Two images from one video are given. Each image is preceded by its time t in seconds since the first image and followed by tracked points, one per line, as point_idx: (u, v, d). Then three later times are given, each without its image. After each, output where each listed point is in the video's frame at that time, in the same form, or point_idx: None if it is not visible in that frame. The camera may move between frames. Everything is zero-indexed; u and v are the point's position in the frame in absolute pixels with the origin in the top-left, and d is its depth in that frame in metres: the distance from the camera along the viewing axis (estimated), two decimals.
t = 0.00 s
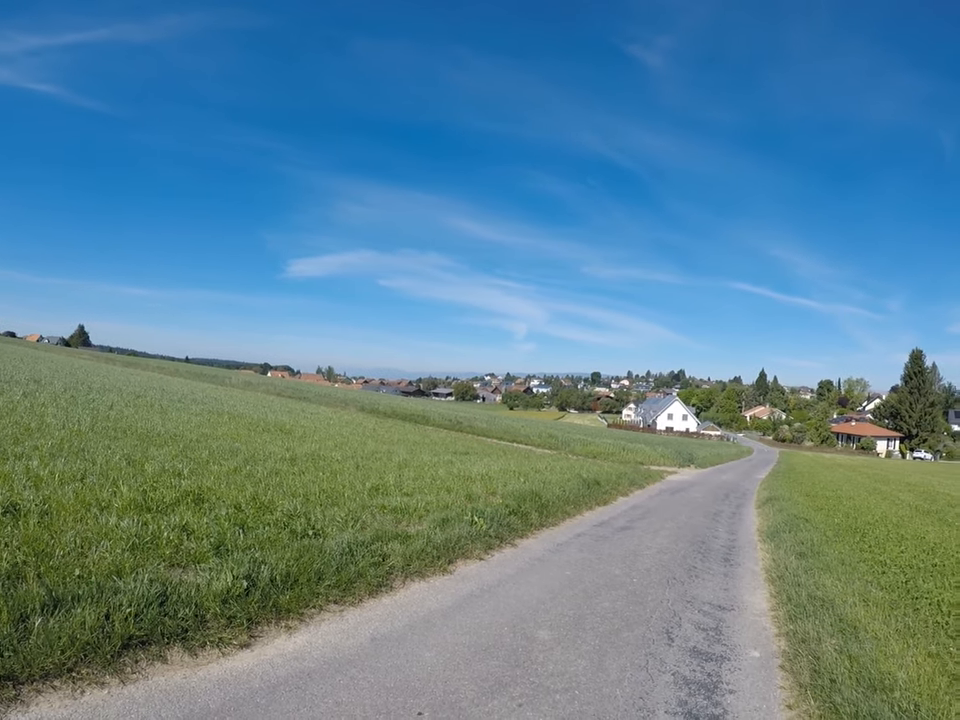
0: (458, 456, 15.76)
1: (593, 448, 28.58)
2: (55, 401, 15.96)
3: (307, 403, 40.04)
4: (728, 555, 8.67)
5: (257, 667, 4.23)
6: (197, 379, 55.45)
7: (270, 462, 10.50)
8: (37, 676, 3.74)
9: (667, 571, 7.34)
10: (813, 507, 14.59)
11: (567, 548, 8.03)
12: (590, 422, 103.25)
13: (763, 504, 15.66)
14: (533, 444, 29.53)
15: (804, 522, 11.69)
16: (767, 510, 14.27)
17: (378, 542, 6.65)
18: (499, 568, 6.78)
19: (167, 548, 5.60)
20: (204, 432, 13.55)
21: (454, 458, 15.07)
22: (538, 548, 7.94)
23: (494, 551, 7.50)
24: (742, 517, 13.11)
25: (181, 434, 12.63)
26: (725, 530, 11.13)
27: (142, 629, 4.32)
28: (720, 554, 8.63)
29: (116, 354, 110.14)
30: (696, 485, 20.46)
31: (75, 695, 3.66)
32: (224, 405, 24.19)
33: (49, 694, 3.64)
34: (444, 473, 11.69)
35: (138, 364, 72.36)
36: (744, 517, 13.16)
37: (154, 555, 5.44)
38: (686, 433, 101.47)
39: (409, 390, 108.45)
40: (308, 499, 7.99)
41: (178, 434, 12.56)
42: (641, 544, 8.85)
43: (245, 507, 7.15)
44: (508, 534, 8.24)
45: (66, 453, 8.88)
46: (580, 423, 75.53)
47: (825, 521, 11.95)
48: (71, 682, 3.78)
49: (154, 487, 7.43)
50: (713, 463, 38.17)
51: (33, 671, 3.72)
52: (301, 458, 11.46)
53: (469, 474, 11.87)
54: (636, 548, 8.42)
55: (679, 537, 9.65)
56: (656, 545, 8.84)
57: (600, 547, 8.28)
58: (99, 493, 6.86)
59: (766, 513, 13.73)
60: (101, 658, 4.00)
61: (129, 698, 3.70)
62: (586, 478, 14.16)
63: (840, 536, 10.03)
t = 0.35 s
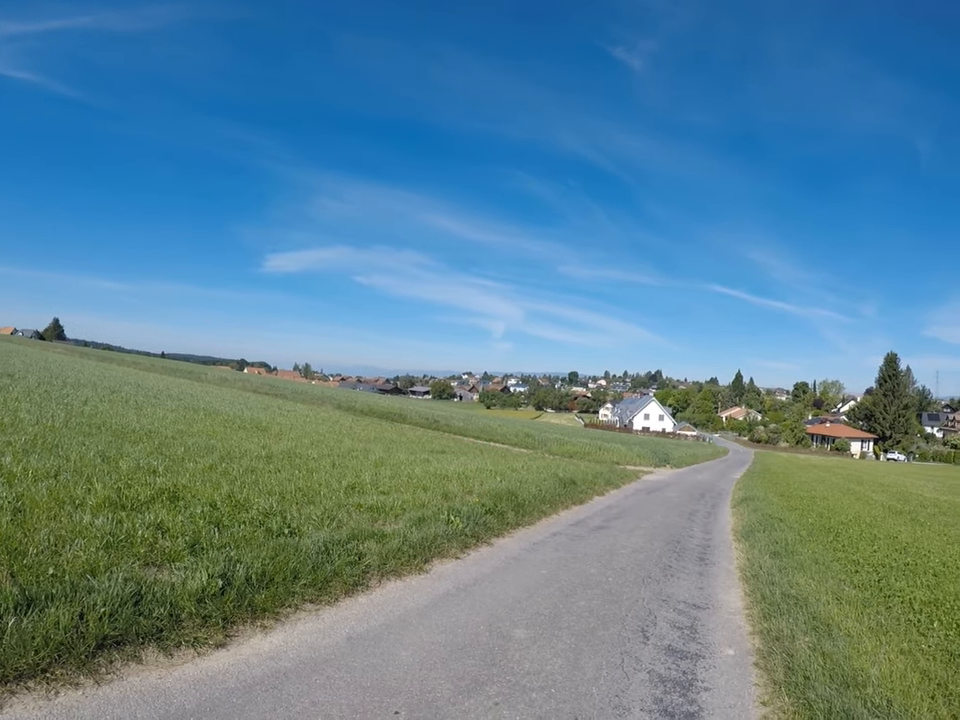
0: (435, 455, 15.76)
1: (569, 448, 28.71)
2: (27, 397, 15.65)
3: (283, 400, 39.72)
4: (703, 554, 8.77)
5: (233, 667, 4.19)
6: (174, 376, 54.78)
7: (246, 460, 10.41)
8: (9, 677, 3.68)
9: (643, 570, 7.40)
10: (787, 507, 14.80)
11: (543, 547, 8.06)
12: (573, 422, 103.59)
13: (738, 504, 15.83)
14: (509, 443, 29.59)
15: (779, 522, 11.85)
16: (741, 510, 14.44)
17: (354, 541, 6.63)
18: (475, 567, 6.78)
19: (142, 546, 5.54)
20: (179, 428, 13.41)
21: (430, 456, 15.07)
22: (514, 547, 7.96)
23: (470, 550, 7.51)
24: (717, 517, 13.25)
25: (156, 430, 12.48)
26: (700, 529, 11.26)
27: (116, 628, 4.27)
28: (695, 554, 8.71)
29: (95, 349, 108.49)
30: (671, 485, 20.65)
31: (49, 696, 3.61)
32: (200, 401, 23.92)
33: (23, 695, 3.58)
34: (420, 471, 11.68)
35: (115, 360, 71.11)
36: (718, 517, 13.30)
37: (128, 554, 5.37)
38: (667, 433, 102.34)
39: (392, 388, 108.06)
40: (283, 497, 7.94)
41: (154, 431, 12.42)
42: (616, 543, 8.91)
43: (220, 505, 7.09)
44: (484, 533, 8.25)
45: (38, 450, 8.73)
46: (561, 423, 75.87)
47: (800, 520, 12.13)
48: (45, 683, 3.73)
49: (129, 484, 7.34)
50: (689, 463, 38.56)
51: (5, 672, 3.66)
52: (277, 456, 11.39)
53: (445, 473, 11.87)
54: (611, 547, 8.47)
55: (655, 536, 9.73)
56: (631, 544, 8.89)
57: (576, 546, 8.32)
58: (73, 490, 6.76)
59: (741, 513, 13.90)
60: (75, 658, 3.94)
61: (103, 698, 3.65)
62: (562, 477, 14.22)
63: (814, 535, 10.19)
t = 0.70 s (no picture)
0: (412, 453, 15.75)
1: (546, 446, 28.81)
2: None
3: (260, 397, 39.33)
4: (678, 553, 8.86)
5: (210, 666, 4.17)
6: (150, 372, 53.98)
7: (222, 458, 10.31)
8: None
9: (619, 568, 7.45)
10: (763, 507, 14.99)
11: (520, 545, 8.10)
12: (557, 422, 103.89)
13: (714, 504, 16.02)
14: (487, 441, 29.60)
15: (755, 521, 12.01)
16: (717, 509, 14.61)
17: (331, 539, 6.61)
18: (452, 565, 6.80)
19: (117, 545, 5.48)
20: (155, 426, 13.28)
21: (407, 454, 15.06)
22: (491, 545, 7.98)
23: (446, 548, 7.52)
24: (693, 516, 13.37)
25: (132, 427, 12.32)
26: (676, 528, 11.37)
27: (92, 627, 4.22)
28: (671, 553, 8.79)
29: (75, 345, 106.78)
30: (648, 484, 20.80)
31: (25, 696, 3.56)
32: (175, 398, 23.60)
33: None
34: (397, 469, 11.66)
35: (89, 355, 70.02)
36: (694, 516, 13.43)
37: (103, 552, 5.31)
38: (649, 433, 103.08)
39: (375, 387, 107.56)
40: (260, 495, 7.89)
41: (129, 428, 12.26)
42: (593, 541, 8.97)
43: (197, 503, 7.03)
44: (461, 531, 8.28)
45: (11, 446, 8.58)
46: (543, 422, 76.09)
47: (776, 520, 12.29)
48: (20, 683, 3.67)
49: (104, 482, 7.24)
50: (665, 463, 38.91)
51: None
52: (254, 453, 11.30)
53: (422, 471, 11.87)
54: (588, 546, 8.52)
55: (631, 535, 9.81)
56: (608, 543, 8.95)
57: (552, 545, 8.35)
58: (47, 488, 6.66)
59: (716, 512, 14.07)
60: (51, 658, 3.89)
61: (80, 698, 3.61)
62: (538, 476, 14.28)
63: (789, 535, 10.34)
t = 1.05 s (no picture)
0: (389, 451, 15.74)
1: (523, 444, 28.87)
2: None
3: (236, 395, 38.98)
4: (655, 551, 8.94)
5: (188, 663, 4.15)
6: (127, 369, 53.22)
7: (200, 455, 10.23)
8: None
9: (596, 566, 7.51)
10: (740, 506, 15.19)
11: (497, 543, 8.12)
12: (542, 422, 104.03)
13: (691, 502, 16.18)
14: (465, 440, 29.60)
15: (732, 520, 12.16)
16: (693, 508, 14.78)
17: (308, 536, 6.60)
18: (429, 563, 6.81)
19: (94, 543, 5.42)
20: (132, 423, 13.12)
21: (384, 452, 15.04)
22: (468, 543, 7.99)
23: (423, 546, 7.54)
24: (671, 515, 13.50)
25: (108, 425, 12.18)
26: (653, 526, 11.47)
27: (69, 626, 4.18)
28: (648, 551, 8.87)
29: (55, 343, 105.28)
30: (625, 483, 20.98)
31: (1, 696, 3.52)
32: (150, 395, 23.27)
33: None
34: (374, 467, 11.64)
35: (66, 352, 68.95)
36: (672, 515, 13.55)
37: (80, 550, 5.26)
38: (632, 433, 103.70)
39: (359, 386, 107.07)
40: (237, 493, 7.85)
41: (105, 425, 12.11)
42: (569, 539, 9.02)
43: (174, 500, 6.98)
44: (438, 528, 8.29)
45: None
46: (525, 422, 76.24)
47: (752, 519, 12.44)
48: None
49: (80, 479, 7.16)
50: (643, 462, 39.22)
51: None
52: (231, 451, 11.21)
53: (399, 469, 11.86)
54: (565, 544, 8.57)
55: (609, 533, 9.88)
56: (585, 541, 9.01)
57: (529, 543, 8.38)
58: (22, 486, 6.57)
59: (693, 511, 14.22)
60: (28, 657, 3.85)
61: (58, 697, 3.58)
62: (515, 474, 14.32)
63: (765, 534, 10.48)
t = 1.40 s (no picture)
0: (369, 449, 15.71)
1: (504, 443, 28.91)
2: None
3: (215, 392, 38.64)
4: (634, 549, 9.01)
5: (168, 662, 4.14)
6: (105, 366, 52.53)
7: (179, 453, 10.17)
8: None
9: (575, 564, 7.57)
10: (719, 504, 15.36)
11: (476, 541, 8.15)
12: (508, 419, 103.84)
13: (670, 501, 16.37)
14: (446, 438, 29.58)
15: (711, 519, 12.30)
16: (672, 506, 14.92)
17: (288, 534, 6.59)
18: (409, 561, 6.83)
19: (74, 541, 5.39)
20: (110, 420, 13.00)
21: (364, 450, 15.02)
22: (448, 541, 8.02)
23: (403, 544, 7.56)
24: (650, 513, 13.61)
25: (86, 422, 12.05)
26: (632, 524, 11.56)
27: (49, 624, 4.15)
28: (627, 548, 8.95)
29: (36, 339, 103.77)
30: (605, 482, 21.09)
31: None
32: (127, 392, 22.98)
33: None
34: (354, 465, 11.63)
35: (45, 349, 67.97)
36: (651, 513, 13.67)
37: (59, 548, 5.22)
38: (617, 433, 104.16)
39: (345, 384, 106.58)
40: (216, 491, 7.82)
41: (84, 422, 11.99)
42: (549, 537, 9.07)
43: (153, 498, 6.94)
44: (418, 526, 8.31)
45: None
46: (509, 421, 76.35)
47: (731, 517, 12.59)
48: None
49: (59, 477, 7.10)
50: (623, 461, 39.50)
51: None
52: (211, 448, 11.15)
53: (379, 467, 11.86)
54: (544, 542, 8.62)
55: (588, 532, 9.96)
56: (564, 539, 9.06)
57: (509, 540, 8.42)
58: None
59: (672, 509, 14.35)
60: (7, 656, 3.82)
61: (38, 696, 3.56)
62: (495, 472, 14.36)
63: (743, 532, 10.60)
